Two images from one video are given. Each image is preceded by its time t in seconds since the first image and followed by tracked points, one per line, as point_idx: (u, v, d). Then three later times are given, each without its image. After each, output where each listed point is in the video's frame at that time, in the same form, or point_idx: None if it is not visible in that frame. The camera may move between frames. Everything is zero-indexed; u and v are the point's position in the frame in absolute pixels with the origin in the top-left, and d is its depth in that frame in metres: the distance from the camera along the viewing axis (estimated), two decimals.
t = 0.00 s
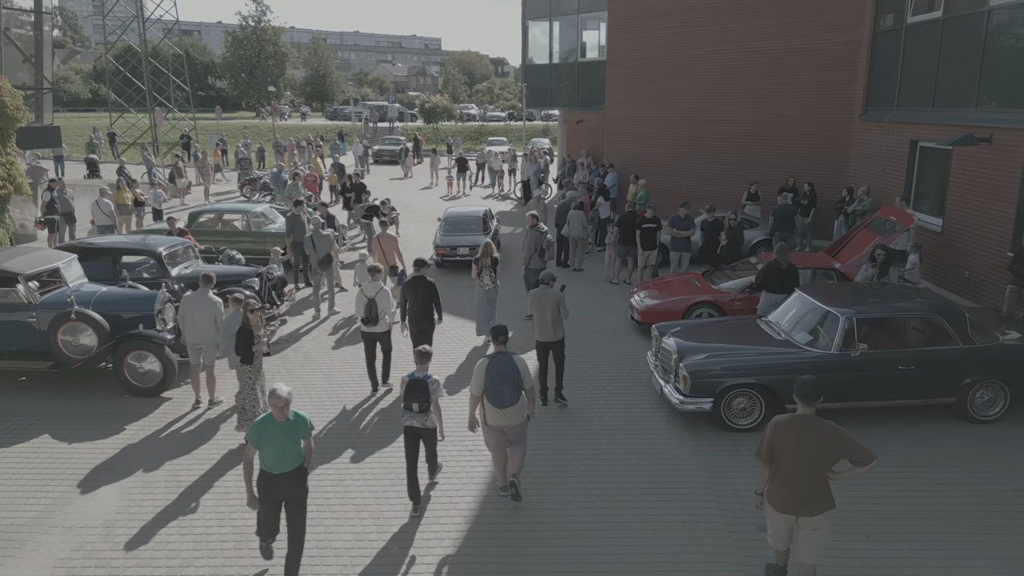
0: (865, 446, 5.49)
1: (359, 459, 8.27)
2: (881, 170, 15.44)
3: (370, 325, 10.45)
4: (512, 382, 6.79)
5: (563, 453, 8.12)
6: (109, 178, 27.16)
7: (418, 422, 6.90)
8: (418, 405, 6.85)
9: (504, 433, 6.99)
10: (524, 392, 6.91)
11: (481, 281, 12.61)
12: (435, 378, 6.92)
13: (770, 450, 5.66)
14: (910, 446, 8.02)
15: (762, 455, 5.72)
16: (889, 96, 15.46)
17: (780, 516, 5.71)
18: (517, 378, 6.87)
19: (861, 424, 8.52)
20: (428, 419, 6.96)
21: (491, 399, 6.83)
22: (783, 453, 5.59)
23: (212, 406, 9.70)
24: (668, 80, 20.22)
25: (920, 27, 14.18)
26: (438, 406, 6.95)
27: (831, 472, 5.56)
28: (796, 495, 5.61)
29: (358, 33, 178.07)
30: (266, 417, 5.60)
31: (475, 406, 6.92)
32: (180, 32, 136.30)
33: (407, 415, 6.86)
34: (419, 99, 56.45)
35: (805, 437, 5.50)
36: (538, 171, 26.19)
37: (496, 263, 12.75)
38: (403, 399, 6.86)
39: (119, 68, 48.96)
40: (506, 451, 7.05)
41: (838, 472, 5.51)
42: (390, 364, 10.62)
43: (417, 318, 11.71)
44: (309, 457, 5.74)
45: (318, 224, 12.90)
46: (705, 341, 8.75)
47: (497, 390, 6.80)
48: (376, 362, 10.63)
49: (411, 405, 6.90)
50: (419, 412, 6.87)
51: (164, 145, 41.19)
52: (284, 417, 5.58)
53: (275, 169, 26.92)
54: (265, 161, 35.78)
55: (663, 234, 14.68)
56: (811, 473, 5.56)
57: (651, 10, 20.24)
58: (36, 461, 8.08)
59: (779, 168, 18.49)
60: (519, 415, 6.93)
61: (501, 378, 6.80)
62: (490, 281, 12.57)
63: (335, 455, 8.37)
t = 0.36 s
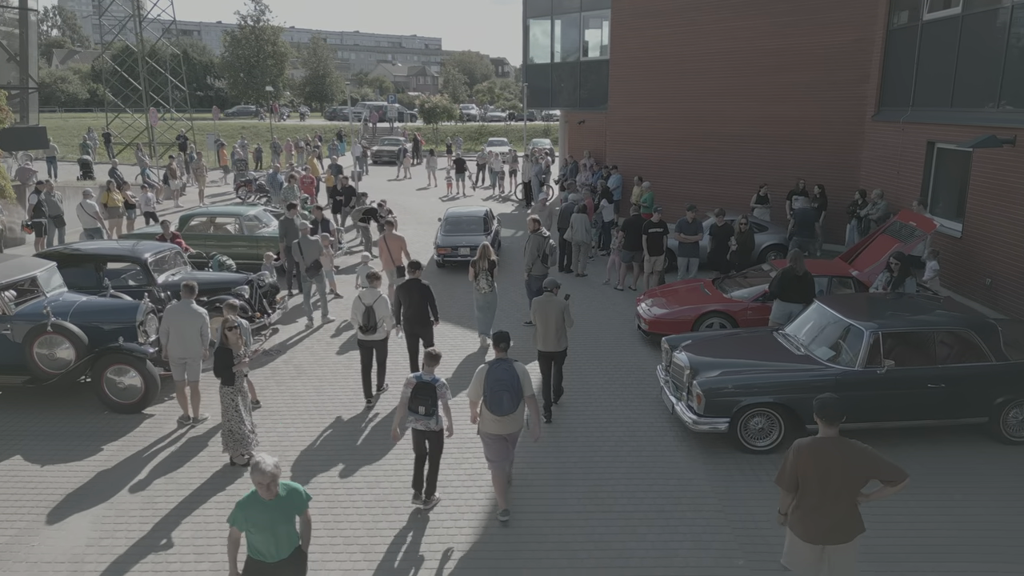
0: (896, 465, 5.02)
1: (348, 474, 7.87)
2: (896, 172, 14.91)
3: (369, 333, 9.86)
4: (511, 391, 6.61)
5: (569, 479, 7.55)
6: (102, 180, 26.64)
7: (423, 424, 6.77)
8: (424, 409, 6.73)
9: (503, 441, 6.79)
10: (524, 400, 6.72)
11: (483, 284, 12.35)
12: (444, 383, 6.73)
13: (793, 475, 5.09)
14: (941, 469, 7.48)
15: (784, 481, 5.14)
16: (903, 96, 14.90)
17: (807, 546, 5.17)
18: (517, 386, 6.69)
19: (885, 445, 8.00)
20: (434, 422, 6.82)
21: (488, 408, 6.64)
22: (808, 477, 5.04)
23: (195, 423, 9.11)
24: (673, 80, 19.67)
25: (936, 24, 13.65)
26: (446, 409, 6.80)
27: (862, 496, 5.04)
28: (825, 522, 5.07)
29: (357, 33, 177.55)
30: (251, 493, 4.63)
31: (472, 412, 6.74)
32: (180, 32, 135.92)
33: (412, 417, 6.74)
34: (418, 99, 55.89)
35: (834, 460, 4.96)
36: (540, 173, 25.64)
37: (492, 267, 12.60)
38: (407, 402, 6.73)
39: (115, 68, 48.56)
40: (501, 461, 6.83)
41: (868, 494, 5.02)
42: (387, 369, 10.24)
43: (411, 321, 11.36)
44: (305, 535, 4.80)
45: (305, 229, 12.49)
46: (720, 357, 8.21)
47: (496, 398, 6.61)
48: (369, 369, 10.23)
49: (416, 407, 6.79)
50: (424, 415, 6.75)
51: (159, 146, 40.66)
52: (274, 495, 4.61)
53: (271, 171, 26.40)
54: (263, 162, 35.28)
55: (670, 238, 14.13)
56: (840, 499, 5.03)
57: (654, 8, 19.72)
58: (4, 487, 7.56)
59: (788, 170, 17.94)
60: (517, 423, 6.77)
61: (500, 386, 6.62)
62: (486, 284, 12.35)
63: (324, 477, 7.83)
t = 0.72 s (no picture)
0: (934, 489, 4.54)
1: (352, 484, 7.62)
2: (912, 174, 14.38)
3: (363, 339, 9.68)
4: (513, 393, 6.55)
5: (577, 509, 6.99)
6: (95, 182, 26.13)
7: (424, 436, 6.61)
8: (426, 420, 6.55)
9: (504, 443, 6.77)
10: (525, 402, 6.67)
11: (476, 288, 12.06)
12: (445, 392, 6.58)
13: (835, 517, 4.49)
14: (977, 498, 6.94)
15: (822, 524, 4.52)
16: (920, 95, 14.38)
17: None
18: (518, 387, 6.63)
19: (914, 470, 7.45)
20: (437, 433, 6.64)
21: (491, 410, 6.57)
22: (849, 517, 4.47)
23: (174, 443, 8.56)
24: (679, 80, 19.14)
25: (954, 21, 13.13)
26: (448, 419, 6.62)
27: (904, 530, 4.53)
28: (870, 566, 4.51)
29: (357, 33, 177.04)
30: None
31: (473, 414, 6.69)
32: (179, 32, 135.48)
33: (414, 428, 6.57)
34: (418, 99, 55.36)
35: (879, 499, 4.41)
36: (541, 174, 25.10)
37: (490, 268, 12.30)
38: (410, 413, 6.59)
39: (112, 68, 48.15)
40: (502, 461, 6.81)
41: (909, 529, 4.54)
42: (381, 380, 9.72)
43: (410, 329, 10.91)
44: None
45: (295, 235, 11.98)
46: (736, 375, 7.67)
47: (498, 400, 6.53)
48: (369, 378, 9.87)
49: (418, 418, 6.60)
50: (426, 426, 6.57)
51: (155, 147, 40.16)
52: None
53: (267, 172, 25.89)
54: (259, 163, 34.77)
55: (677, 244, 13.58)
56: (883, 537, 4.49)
57: (659, 6, 19.20)
58: None
59: (797, 172, 17.43)
60: (518, 425, 6.70)
61: (502, 389, 6.54)
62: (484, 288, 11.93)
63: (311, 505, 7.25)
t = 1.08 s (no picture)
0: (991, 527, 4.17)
1: (350, 497, 7.33)
2: (929, 177, 13.85)
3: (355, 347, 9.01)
4: (501, 401, 6.49)
5: (583, 542, 6.45)
6: (87, 183, 25.59)
7: (428, 440, 6.58)
8: (431, 424, 6.53)
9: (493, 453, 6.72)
10: (511, 411, 6.61)
11: (471, 290, 11.63)
12: (446, 395, 6.59)
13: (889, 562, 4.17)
14: (1016, 530, 6.42)
15: (886, 573, 4.19)
16: (938, 96, 13.84)
17: None
18: (505, 397, 6.58)
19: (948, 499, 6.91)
20: (439, 437, 6.64)
21: (479, 418, 6.50)
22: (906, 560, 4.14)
23: (152, 467, 8.00)
24: (685, 79, 18.60)
25: (974, 17, 12.60)
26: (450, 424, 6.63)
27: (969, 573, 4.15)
28: None
29: (357, 33, 176.53)
30: None
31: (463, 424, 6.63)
32: (179, 32, 134.89)
33: (418, 434, 6.54)
34: (418, 99, 54.75)
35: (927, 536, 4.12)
36: (541, 175, 24.57)
37: (487, 272, 11.85)
38: (413, 418, 6.54)
39: (109, 67, 47.61)
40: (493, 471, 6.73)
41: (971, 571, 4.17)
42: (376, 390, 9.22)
43: (410, 334, 10.52)
44: None
45: (286, 241, 11.33)
46: (754, 396, 7.12)
47: (486, 409, 6.47)
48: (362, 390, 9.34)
49: (422, 422, 6.59)
50: (431, 430, 6.56)
51: (150, 147, 39.61)
52: None
53: (262, 173, 25.35)
54: (256, 164, 34.21)
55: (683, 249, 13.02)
56: None
57: (664, 3, 18.67)
58: None
59: (807, 174, 16.90)
60: (506, 435, 6.61)
61: (488, 398, 6.48)
62: (480, 289, 11.62)
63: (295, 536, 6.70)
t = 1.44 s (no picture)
0: None
1: (328, 514, 7.04)
2: (947, 180, 13.30)
3: (348, 355, 8.75)
4: (488, 409, 6.19)
5: None
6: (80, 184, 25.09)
7: (425, 448, 6.32)
8: (429, 431, 6.28)
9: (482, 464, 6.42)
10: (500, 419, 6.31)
11: (473, 294, 11.22)
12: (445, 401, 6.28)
13: None
14: None
15: None
16: (956, 96, 13.29)
17: None
18: (493, 404, 6.28)
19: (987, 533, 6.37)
20: (437, 445, 6.38)
21: (466, 426, 6.23)
22: None
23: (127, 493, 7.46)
24: (692, 78, 18.04)
25: (994, 13, 12.08)
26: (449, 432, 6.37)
27: None
28: None
29: (358, 32, 175.98)
30: None
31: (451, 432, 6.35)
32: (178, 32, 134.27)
33: (416, 441, 6.29)
34: (417, 98, 54.17)
35: None
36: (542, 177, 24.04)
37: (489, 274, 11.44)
38: (411, 424, 6.29)
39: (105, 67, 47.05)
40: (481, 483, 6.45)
41: None
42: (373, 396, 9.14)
43: (406, 340, 9.97)
44: None
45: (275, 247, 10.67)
46: (778, 421, 6.56)
47: (473, 416, 6.19)
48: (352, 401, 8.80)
49: (421, 430, 6.33)
50: (429, 438, 6.30)
51: (147, 147, 39.09)
52: None
53: (257, 175, 24.83)
54: (253, 164, 33.64)
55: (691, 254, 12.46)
56: None
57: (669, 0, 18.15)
58: None
59: (818, 177, 16.36)
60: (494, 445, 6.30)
61: (475, 405, 6.19)
62: (481, 292, 11.25)
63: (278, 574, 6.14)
